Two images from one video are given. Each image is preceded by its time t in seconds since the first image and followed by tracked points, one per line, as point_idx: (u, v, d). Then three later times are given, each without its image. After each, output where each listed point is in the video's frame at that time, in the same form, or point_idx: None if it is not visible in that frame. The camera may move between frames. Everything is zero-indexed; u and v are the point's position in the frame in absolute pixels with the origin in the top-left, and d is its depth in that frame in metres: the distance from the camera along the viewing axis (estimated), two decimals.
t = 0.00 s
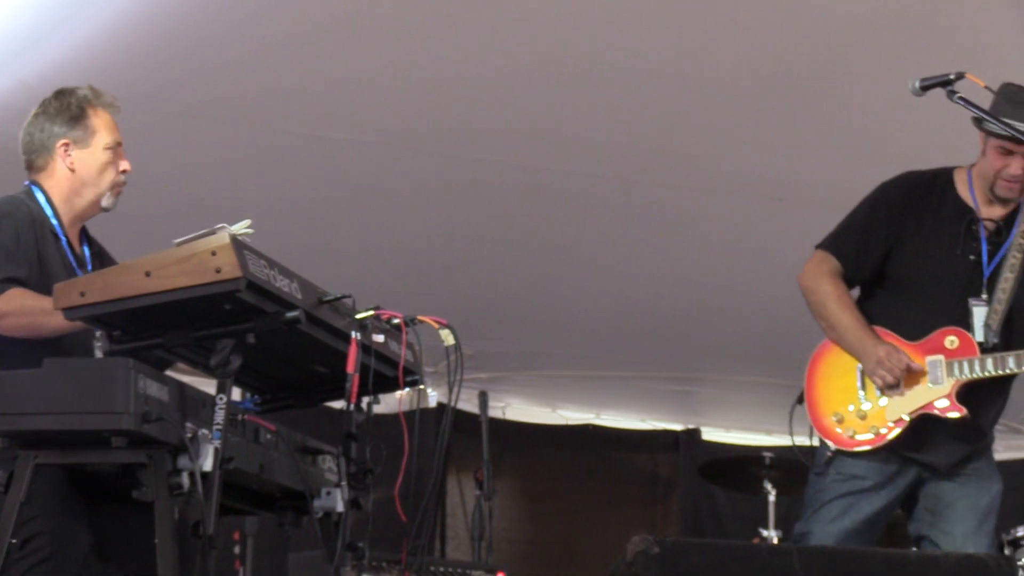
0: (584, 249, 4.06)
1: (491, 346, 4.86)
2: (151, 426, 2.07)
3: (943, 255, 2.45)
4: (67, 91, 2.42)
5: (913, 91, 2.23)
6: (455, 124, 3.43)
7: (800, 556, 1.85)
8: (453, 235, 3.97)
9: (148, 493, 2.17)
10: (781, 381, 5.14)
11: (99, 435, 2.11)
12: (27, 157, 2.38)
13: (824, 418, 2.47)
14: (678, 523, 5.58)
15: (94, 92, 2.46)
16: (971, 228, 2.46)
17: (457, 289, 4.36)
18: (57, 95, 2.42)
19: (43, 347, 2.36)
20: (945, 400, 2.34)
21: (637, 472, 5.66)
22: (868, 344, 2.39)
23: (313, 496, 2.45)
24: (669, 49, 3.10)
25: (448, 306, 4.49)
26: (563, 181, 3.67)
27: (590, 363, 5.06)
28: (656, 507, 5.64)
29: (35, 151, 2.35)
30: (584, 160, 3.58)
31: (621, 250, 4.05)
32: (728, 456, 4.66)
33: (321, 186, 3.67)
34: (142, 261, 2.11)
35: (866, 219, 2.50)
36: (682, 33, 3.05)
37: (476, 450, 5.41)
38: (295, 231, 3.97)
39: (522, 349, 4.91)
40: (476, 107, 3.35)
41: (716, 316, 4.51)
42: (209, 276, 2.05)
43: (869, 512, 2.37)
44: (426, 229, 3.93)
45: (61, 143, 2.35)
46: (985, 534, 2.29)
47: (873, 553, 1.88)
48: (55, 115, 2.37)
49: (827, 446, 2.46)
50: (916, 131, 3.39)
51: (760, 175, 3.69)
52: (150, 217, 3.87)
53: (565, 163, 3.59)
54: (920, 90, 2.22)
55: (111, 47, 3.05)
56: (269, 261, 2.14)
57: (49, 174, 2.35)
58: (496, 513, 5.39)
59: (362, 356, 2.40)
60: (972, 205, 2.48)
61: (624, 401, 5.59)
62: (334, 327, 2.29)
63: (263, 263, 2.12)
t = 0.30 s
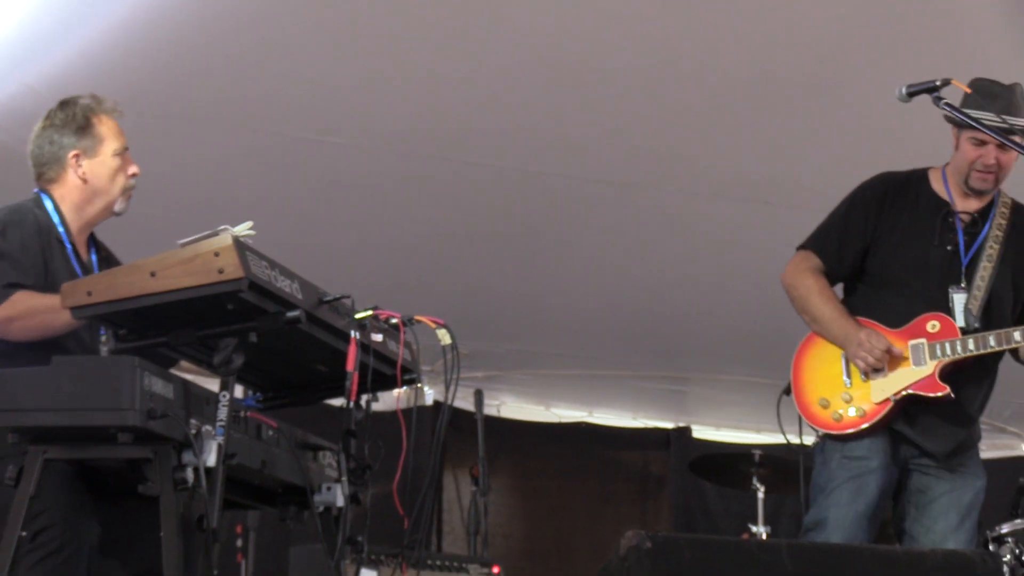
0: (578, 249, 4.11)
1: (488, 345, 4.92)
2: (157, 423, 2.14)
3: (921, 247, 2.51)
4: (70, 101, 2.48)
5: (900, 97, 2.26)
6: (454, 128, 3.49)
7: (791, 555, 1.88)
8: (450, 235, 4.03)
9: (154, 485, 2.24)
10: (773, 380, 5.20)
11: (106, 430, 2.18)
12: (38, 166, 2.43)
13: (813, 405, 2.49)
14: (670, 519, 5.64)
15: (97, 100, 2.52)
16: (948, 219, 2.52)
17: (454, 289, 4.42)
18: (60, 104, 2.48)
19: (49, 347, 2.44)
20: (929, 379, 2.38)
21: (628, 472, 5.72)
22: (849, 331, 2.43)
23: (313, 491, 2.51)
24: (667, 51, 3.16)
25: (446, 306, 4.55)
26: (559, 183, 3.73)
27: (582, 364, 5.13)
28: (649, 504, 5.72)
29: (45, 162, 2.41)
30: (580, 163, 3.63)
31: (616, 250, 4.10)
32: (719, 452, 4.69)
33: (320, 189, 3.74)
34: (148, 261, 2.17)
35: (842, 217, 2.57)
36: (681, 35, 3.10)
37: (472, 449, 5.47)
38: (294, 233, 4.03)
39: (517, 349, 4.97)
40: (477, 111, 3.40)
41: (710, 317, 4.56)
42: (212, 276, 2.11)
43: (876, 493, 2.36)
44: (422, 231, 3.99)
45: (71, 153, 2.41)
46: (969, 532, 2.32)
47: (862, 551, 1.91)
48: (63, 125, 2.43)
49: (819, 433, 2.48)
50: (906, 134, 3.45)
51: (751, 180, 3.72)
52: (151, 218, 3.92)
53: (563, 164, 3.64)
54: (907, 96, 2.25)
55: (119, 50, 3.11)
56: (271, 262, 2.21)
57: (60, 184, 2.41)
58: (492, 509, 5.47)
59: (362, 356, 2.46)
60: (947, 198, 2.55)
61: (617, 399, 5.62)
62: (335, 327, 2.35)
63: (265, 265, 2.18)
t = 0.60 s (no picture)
0: (578, 251, 4.14)
1: (488, 347, 4.94)
2: (160, 422, 2.16)
3: (912, 245, 2.52)
4: (89, 107, 2.49)
5: (900, 98, 2.28)
6: (454, 132, 3.50)
7: (793, 554, 1.89)
8: (451, 236, 4.05)
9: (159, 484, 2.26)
10: (772, 381, 5.23)
11: (110, 430, 2.20)
12: (47, 169, 2.45)
13: (812, 403, 2.50)
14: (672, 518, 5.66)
15: (115, 107, 2.52)
16: (936, 218, 2.54)
17: (454, 292, 4.44)
18: (78, 110, 2.48)
19: (52, 348, 2.45)
20: (926, 371, 2.38)
21: (632, 468, 5.70)
22: (845, 328, 2.45)
23: (317, 490, 2.49)
24: (667, 54, 3.19)
25: (447, 308, 4.58)
26: (560, 185, 3.75)
27: (584, 364, 5.14)
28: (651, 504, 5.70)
29: (57, 169, 2.42)
30: (581, 165, 3.66)
31: (617, 252, 4.12)
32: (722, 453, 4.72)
33: (322, 190, 3.76)
34: (152, 261, 2.19)
35: (832, 221, 2.58)
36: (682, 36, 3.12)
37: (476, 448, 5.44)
38: (296, 236, 4.05)
39: (517, 350, 4.99)
40: (479, 114, 3.42)
41: (710, 318, 4.59)
42: (216, 276, 2.13)
43: (889, 486, 2.35)
44: (424, 232, 4.01)
45: (83, 163, 2.42)
46: (965, 528, 2.34)
47: (862, 550, 1.93)
48: (78, 133, 2.44)
49: (818, 429, 2.49)
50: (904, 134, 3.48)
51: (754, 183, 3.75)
52: (153, 222, 3.93)
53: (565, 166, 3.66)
54: (907, 97, 2.27)
55: (125, 51, 3.12)
56: (276, 264, 2.21)
57: (69, 192, 2.42)
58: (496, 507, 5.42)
59: (365, 355, 2.47)
60: (938, 200, 2.56)
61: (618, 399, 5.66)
62: (338, 327, 2.36)
63: (269, 265, 2.19)
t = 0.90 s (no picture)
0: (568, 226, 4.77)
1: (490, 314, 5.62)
2: (218, 398, 2.62)
3: (842, 256, 3.01)
4: (158, 128, 2.97)
5: (839, 130, 2.63)
6: (462, 134, 4.06)
7: (745, 509, 2.19)
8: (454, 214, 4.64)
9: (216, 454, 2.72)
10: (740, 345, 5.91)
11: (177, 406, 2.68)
12: (124, 177, 2.93)
13: (756, 392, 2.98)
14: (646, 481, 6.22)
15: (181, 128, 3.00)
16: (860, 235, 3.02)
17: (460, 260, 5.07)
18: (152, 129, 2.96)
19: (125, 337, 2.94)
20: (852, 364, 2.84)
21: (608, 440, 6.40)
22: (785, 328, 2.92)
23: (349, 455, 2.98)
24: (643, 77, 3.71)
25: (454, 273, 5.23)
26: (552, 170, 4.33)
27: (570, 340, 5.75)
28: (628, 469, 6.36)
29: (131, 178, 2.91)
30: (571, 155, 4.23)
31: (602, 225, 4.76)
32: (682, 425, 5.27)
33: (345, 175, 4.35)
34: (209, 264, 2.64)
35: (772, 237, 3.07)
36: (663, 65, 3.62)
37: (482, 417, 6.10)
38: (322, 212, 4.69)
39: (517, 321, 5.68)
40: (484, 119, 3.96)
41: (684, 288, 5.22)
42: (264, 277, 2.58)
43: (828, 460, 2.79)
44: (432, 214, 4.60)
45: (153, 173, 2.91)
46: (886, 491, 2.75)
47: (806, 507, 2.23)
48: (151, 148, 2.92)
49: (761, 414, 2.96)
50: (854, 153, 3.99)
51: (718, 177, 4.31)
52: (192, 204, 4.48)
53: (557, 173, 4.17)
54: (843, 129, 2.62)
55: (180, 78, 3.61)
56: (314, 266, 2.69)
57: (142, 197, 2.91)
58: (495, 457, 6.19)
59: (389, 343, 2.96)
60: (861, 218, 3.04)
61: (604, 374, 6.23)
62: (366, 319, 2.84)
63: (307, 267, 2.65)
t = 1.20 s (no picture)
0: (556, 266, 5.48)
1: (494, 323, 6.38)
2: (285, 373, 3.19)
3: (761, 272, 3.74)
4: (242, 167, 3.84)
5: (768, 165, 3.29)
6: (466, 196, 4.78)
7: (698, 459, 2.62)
8: (460, 254, 5.36)
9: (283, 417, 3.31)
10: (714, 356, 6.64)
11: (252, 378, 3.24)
12: (216, 207, 3.79)
13: (696, 376, 3.78)
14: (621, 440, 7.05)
15: (259, 167, 3.86)
16: (775, 253, 3.75)
17: (466, 287, 5.82)
18: (236, 166, 3.81)
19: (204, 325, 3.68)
20: (768, 358, 3.61)
21: (587, 407, 7.21)
22: (718, 329, 3.63)
23: (386, 419, 3.78)
24: (621, 153, 4.42)
25: (460, 296, 5.97)
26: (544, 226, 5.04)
27: (559, 334, 6.58)
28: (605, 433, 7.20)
29: (221, 206, 3.77)
30: (560, 215, 4.94)
31: (587, 265, 5.47)
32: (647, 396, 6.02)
33: (367, 227, 5.07)
34: (277, 268, 3.31)
35: (706, 254, 3.74)
36: (659, 140, 4.32)
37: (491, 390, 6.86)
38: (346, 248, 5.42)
39: (517, 327, 6.45)
40: (507, 183, 4.66)
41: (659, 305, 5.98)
42: (320, 280, 3.24)
43: (747, 434, 3.54)
44: (442, 251, 5.33)
45: (238, 202, 3.77)
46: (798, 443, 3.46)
47: (745, 458, 2.66)
48: (236, 182, 3.78)
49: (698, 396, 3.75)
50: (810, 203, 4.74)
51: (700, 222, 4.99)
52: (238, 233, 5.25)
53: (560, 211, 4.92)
54: (771, 165, 3.28)
55: (259, 127, 4.21)
56: (359, 271, 3.38)
57: (229, 220, 3.77)
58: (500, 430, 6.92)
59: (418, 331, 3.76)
60: (776, 239, 3.77)
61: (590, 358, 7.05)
62: (400, 312, 3.60)
63: (355, 272, 3.34)
